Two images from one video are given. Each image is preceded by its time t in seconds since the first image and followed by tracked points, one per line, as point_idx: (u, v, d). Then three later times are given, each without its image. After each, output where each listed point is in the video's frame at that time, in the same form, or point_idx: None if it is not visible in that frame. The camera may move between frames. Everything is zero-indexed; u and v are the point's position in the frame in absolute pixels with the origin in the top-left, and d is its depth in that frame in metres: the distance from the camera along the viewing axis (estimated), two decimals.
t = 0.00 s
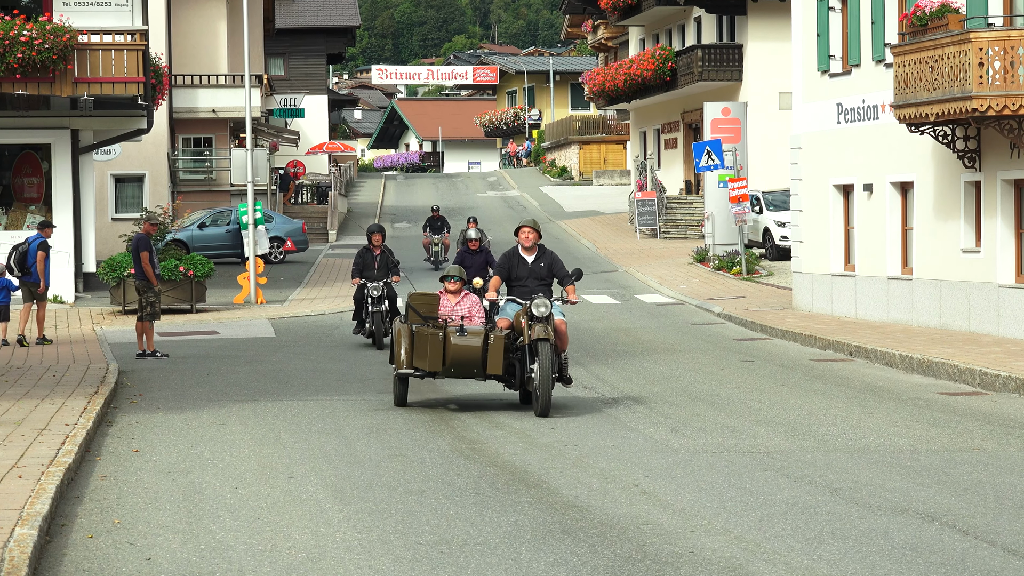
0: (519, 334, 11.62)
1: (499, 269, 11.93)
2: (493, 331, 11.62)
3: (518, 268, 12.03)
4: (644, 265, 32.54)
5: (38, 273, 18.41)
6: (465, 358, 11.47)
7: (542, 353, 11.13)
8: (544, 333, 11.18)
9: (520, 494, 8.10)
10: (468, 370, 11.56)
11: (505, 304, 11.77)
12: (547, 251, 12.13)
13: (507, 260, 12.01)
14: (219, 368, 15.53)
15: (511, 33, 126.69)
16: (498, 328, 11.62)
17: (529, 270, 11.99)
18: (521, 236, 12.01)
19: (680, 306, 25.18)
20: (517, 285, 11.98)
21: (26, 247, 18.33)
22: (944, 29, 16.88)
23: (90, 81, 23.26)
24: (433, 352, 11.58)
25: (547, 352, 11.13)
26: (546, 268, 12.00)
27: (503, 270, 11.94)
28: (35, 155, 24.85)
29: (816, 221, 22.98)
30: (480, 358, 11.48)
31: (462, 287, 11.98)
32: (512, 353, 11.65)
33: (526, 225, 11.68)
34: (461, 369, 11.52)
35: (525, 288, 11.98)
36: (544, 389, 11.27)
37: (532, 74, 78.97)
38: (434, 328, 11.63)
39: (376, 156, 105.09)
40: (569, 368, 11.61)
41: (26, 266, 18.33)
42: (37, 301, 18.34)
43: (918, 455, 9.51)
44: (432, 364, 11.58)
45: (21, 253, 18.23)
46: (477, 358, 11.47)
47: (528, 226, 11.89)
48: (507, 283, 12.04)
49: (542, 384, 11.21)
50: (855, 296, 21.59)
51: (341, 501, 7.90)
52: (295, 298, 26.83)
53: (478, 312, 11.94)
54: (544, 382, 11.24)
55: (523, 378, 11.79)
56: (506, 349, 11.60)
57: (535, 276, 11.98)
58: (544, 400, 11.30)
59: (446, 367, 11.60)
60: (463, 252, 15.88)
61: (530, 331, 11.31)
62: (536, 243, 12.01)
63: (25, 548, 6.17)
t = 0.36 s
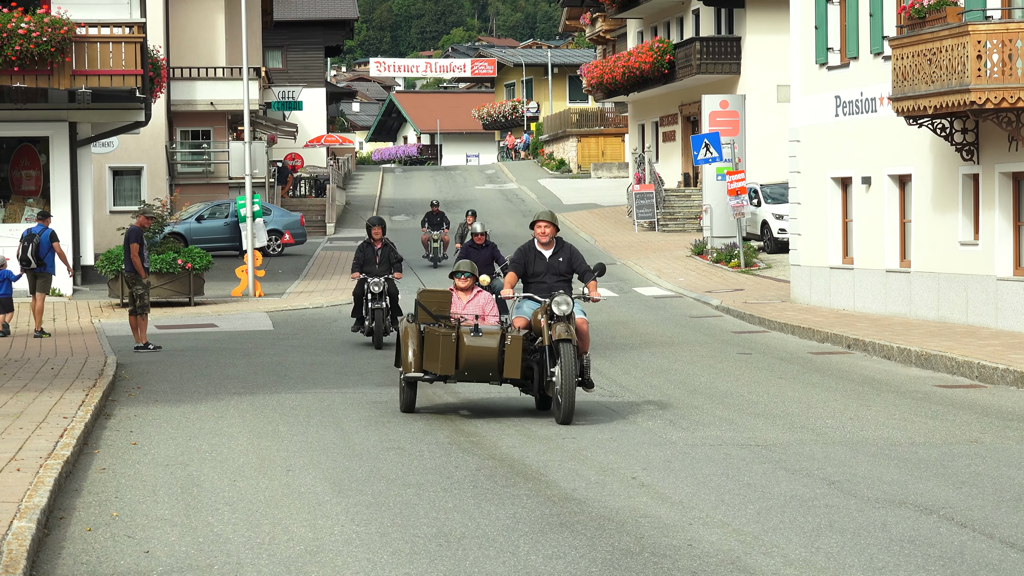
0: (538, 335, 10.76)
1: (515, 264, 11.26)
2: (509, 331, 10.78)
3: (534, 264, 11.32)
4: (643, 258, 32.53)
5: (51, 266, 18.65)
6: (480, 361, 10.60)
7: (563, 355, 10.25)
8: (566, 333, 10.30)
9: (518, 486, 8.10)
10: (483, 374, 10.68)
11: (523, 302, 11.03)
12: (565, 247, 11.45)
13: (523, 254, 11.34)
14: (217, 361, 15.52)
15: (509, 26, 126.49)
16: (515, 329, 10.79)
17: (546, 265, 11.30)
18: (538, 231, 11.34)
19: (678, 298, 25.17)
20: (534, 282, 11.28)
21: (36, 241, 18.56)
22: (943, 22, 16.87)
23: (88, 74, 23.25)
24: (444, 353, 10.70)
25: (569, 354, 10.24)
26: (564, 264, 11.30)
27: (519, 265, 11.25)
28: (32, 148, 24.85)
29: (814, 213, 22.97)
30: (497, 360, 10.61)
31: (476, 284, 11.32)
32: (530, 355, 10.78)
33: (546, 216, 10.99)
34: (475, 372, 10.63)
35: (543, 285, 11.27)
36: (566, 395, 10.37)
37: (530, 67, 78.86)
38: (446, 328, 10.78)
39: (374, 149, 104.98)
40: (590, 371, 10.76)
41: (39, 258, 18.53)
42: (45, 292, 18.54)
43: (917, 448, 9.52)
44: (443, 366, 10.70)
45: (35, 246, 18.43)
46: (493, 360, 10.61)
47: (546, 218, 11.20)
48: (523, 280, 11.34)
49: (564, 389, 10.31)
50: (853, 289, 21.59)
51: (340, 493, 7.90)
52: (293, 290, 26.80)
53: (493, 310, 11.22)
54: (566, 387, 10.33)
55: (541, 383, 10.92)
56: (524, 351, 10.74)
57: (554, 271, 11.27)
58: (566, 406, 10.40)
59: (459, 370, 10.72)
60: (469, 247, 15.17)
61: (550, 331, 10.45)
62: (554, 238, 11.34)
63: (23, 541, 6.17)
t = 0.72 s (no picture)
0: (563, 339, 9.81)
1: (535, 262, 10.16)
2: (532, 335, 9.83)
3: (557, 261, 10.21)
4: (641, 254, 32.52)
5: (56, 261, 18.82)
6: (501, 367, 9.67)
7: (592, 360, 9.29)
8: (595, 336, 9.34)
9: (517, 482, 8.11)
10: (504, 381, 9.73)
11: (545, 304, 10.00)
12: (589, 243, 10.39)
13: (544, 252, 10.24)
14: (215, 357, 15.53)
15: (508, 21, 126.43)
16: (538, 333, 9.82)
17: (569, 263, 10.19)
18: (560, 226, 10.25)
19: (676, 294, 25.18)
20: (555, 281, 10.19)
21: (39, 239, 18.71)
22: (941, 17, 16.87)
23: (85, 70, 23.27)
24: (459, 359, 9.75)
25: (599, 360, 9.28)
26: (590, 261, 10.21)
27: (540, 264, 10.16)
28: (30, 143, 24.81)
29: (813, 209, 22.97)
30: (519, 367, 9.68)
31: (493, 283, 10.29)
32: (553, 361, 9.84)
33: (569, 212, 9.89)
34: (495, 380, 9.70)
35: (567, 285, 10.17)
36: (595, 405, 9.39)
37: (528, 62, 78.81)
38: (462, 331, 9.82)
39: (373, 144, 104.97)
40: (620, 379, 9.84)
41: (44, 254, 18.66)
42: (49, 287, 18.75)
43: (915, 443, 9.52)
44: (460, 374, 9.75)
45: (38, 242, 18.59)
46: (515, 367, 9.66)
47: (568, 213, 10.13)
48: (545, 279, 10.26)
49: (593, 397, 9.35)
50: (851, 284, 21.61)
51: (338, 489, 7.90)
52: (291, 286, 26.80)
53: (513, 312, 10.20)
54: (595, 397, 9.37)
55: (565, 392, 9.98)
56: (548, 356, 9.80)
57: (578, 270, 10.17)
58: (596, 418, 9.44)
59: (477, 378, 9.77)
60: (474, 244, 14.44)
61: (577, 335, 9.51)
62: (577, 233, 10.26)
63: (22, 537, 6.16)
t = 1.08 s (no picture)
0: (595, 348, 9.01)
1: (562, 263, 9.32)
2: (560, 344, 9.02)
3: (584, 263, 9.38)
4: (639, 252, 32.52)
5: (60, 259, 18.81)
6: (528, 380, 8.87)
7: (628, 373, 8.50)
8: (630, 346, 8.55)
9: (514, 480, 8.11)
10: (531, 396, 8.97)
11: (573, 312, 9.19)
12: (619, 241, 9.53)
13: (571, 251, 9.39)
14: (214, 355, 15.52)
15: (506, 19, 126.44)
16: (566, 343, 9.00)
17: (598, 265, 9.36)
18: (588, 224, 9.38)
19: (675, 292, 25.19)
20: (583, 285, 9.37)
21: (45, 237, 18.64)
22: (940, 15, 16.88)
23: (84, 68, 23.31)
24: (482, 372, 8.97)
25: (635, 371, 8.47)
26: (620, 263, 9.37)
27: (566, 265, 9.33)
28: (29, 141, 24.79)
29: (811, 207, 22.97)
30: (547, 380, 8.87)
31: (515, 286, 9.58)
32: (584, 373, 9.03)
33: (598, 212, 9.03)
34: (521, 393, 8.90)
35: (596, 289, 9.35)
36: (632, 422, 8.56)
37: (527, 60, 78.80)
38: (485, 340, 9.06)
39: (371, 142, 104.94)
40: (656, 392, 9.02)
41: (48, 251, 18.64)
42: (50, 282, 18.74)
43: (913, 442, 9.53)
44: (483, 389, 8.99)
45: (43, 240, 18.55)
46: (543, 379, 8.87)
47: (597, 211, 9.25)
48: (572, 280, 9.45)
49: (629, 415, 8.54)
50: (850, 282, 21.60)
51: (336, 487, 7.90)
52: (290, 284, 26.79)
53: (537, 317, 9.52)
54: (632, 413, 8.53)
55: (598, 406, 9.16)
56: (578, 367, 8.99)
57: (607, 272, 9.34)
58: (633, 438, 8.63)
59: (502, 392, 9.02)
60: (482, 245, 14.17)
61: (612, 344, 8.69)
62: (607, 231, 9.38)
63: (20, 534, 6.17)
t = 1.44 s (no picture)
0: (638, 360, 8.02)
1: (598, 266, 8.45)
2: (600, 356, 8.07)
3: (622, 268, 8.48)
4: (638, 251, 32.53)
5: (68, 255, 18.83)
6: (565, 399, 7.90)
7: (681, 389, 7.51)
8: (682, 357, 7.58)
9: (515, 480, 8.10)
10: (569, 415, 7.98)
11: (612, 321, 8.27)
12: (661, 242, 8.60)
13: (607, 252, 8.52)
14: (213, 355, 15.51)
15: (505, 18, 126.35)
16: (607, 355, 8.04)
17: (638, 269, 8.46)
18: (626, 223, 8.47)
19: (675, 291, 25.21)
20: (621, 291, 8.48)
21: (52, 234, 18.80)
22: (939, 14, 16.89)
23: (83, 67, 23.29)
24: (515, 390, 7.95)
25: (688, 385, 7.52)
26: (662, 266, 8.48)
27: (603, 269, 8.46)
28: (28, 141, 24.79)
29: (810, 206, 22.99)
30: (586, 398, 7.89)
31: (544, 290, 8.66)
32: (627, 389, 8.06)
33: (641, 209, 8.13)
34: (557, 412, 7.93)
35: (636, 295, 8.46)
36: (684, 444, 7.58)
37: (526, 59, 78.78)
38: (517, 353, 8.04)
39: (370, 141, 104.97)
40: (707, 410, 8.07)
41: (54, 248, 18.69)
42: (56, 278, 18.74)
43: (913, 440, 9.53)
44: (516, 408, 7.97)
45: (50, 236, 18.69)
46: (581, 397, 7.90)
47: (636, 208, 8.36)
48: (608, 286, 8.58)
49: (683, 436, 7.54)
50: (850, 281, 21.59)
51: (336, 486, 7.89)
52: (289, 283, 26.77)
53: (569, 325, 8.68)
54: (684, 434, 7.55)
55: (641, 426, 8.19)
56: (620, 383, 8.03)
57: (648, 277, 8.46)
58: (686, 461, 7.63)
59: (536, 411, 8.01)
60: (493, 245, 14.14)
61: (658, 357, 7.73)
62: (647, 232, 8.50)
63: (20, 534, 6.16)
